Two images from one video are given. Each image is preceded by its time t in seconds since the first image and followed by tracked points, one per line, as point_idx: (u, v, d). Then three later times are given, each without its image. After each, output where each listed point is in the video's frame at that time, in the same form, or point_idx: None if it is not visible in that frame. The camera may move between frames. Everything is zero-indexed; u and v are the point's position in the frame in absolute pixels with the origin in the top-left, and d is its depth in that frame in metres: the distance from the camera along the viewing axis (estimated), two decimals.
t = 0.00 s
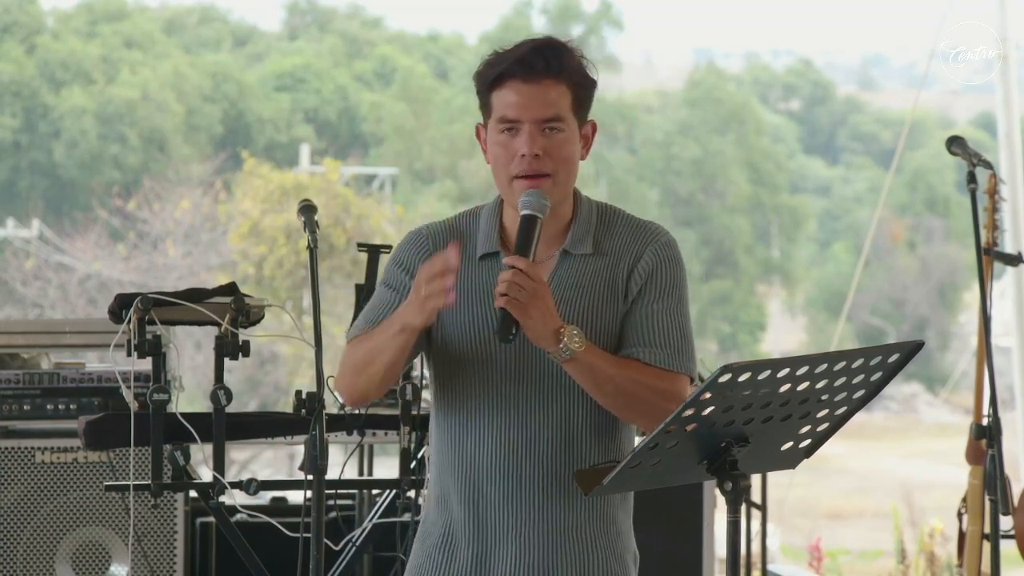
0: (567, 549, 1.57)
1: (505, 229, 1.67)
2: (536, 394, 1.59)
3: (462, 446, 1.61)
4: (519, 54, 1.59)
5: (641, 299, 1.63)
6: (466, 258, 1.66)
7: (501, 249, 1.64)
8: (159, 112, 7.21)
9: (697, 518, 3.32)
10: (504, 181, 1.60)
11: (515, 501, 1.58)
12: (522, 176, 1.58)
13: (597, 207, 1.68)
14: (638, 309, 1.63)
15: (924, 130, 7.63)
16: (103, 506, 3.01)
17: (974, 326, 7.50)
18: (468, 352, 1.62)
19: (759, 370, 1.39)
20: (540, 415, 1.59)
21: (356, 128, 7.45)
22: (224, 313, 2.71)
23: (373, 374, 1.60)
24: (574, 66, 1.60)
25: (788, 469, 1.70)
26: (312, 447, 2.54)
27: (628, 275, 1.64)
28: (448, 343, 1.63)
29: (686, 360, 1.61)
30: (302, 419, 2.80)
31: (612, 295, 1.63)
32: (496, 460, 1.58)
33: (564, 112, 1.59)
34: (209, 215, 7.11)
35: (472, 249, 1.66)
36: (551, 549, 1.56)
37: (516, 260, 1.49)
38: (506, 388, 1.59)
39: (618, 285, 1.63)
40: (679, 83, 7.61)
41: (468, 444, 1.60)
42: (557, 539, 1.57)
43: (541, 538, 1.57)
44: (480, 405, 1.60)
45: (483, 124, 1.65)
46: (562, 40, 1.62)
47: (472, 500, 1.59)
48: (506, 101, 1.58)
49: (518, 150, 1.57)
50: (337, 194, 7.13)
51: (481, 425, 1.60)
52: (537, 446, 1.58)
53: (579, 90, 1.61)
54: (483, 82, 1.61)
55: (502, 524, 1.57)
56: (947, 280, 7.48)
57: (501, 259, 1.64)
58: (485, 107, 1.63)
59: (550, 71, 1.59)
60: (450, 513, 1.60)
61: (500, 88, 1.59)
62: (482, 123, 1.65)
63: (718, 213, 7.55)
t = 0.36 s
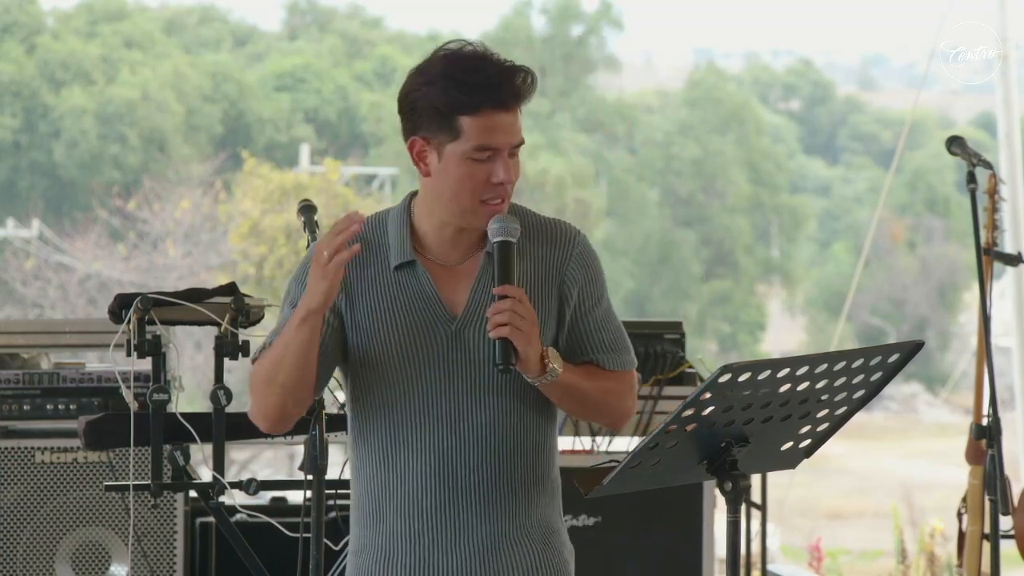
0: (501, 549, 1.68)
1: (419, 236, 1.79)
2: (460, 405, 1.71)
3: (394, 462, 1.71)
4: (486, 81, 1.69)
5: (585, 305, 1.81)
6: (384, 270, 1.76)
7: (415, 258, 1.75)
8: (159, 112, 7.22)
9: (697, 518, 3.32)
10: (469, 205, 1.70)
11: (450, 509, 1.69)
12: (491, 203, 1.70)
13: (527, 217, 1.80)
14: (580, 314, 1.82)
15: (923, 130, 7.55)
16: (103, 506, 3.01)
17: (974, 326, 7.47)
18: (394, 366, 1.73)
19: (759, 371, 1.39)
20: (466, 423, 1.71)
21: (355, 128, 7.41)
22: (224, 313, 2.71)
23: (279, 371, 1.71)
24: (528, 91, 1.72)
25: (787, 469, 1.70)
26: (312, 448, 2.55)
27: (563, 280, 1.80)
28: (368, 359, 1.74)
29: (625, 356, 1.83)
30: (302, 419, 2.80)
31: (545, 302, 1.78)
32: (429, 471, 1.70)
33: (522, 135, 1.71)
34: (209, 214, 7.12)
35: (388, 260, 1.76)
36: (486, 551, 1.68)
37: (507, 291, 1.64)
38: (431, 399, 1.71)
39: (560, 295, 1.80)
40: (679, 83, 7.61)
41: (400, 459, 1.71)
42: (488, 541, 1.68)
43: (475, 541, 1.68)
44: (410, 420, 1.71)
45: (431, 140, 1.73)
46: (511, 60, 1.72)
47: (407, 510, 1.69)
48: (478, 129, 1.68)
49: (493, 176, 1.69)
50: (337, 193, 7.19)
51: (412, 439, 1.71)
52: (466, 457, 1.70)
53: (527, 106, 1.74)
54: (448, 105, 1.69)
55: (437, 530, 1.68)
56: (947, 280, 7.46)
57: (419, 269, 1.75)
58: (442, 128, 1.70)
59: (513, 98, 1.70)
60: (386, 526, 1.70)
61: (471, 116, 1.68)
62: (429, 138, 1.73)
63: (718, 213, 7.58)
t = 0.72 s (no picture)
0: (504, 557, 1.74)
1: (408, 244, 1.81)
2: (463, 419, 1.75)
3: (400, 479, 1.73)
4: (481, 88, 1.70)
5: (552, 309, 1.96)
6: (384, 282, 1.75)
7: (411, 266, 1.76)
8: (159, 112, 7.22)
9: (698, 516, 3.32)
10: (465, 212, 1.74)
11: (458, 521, 1.73)
12: (484, 208, 1.75)
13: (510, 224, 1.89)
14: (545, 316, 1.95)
15: (924, 130, 7.58)
16: (103, 506, 3.01)
17: (974, 326, 7.48)
18: (402, 382, 1.73)
19: (759, 371, 1.39)
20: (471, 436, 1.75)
21: (356, 128, 7.42)
22: (224, 314, 2.71)
23: (314, 458, 1.68)
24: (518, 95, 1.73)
25: (787, 468, 1.70)
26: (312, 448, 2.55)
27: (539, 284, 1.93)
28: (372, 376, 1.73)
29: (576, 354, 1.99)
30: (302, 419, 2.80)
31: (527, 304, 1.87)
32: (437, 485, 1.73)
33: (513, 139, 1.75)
34: (209, 215, 7.14)
35: (384, 271, 1.75)
36: (492, 559, 1.73)
37: (515, 301, 1.73)
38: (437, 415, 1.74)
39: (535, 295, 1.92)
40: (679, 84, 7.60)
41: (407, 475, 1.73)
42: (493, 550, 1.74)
43: (483, 551, 1.73)
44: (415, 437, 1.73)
45: (424, 145, 1.73)
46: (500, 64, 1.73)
47: (415, 523, 1.72)
48: (473, 137, 1.71)
49: (489, 183, 1.73)
50: (337, 193, 7.19)
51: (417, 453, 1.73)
52: (470, 469, 1.75)
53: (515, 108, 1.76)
54: (443, 114, 1.70)
55: (447, 544, 1.72)
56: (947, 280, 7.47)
57: (418, 277, 1.76)
58: (437, 135, 1.71)
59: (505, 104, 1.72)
60: (391, 539, 1.72)
61: (467, 124, 1.70)
62: (422, 145, 1.73)
63: (718, 213, 7.59)
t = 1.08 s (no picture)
0: (522, 555, 1.75)
1: (432, 241, 1.80)
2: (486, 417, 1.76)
3: (424, 474, 1.73)
4: (500, 86, 1.70)
5: (569, 304, 1.96)
6: (410, 279, 1.74)
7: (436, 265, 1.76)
8: (159, 112, 7.22)
9: (697, 517, 3.32)
10: (484, 210, 1.74)
11: (481, 520, 1.73)
12: (502, 207, 1.74)
13: (528, 219, 1.89)
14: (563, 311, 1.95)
15: (924, 130, 7.58)
16: (103, 506, 3.02)
17: (974, 326, 7.49)
18: (430, 380, 1.73)
19: (759, 371, 1.39)
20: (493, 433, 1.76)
21: (355, 128, 7.43)
22: (224, 314, 2.71)
23: (362, 452, 1.64)
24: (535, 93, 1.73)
25: (788, 469, 1.71)
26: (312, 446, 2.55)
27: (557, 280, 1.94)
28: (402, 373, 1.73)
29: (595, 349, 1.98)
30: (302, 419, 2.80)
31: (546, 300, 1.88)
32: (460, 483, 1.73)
33: (531, 139, 1.75)
34: (209, 215, 7.13)
35: (410, 270, 1.75)
36: (511, 558, 1.73)
37: (532, 300, 1.73)
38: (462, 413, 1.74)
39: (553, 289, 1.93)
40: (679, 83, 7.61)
41: (431, 473, 1.73)
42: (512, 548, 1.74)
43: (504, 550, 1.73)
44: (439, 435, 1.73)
45: (444, 143, 1.73)
46: (518, 62, 1.73)
47: (437, 522, 1.72)
48: (492, 135, 1.70)
49: (506, 181, 1.72)
50: (337, 193, 7.18)
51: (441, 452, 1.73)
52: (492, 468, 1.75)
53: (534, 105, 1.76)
54: (465, 110, 1.69)
55: (468, 539, 1.72)
56: (947, 280, 7.47)
57: (443, 275, 1.76)
58: (457, 132, 1.71)
59: (524, 102, 1.73)
60: (413, 538, 1.71)
61: (487, 122, 1.70)
62: (441, 142, 1.73)
63: (718, 213, 7.58)
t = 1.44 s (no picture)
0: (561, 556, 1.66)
1: (484, 235, 1.74)
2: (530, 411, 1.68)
3: (463, 463, 1.66)
4: (559, 86, 1.64)
5: (630, 308, 1.85)
6: (456, 269, 1.70)
7: (485, 257, 1.70)
8: (159, 112, 7.22)
9: (697, 516, 3.33)
10: (532, 207, 1.67)
11: (519, 514, 1.66)
12: (552, 206, 1.67)
13: (591, 221, 1.80)
14: (626, 315, 1.84)
15: (924, 130, 7.59)
16: (103, 506, 3.02)
17: (974, 326, 7.49)
18: (472, 374, 1.67)
19: (759, 370, 1.39)
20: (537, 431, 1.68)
21: (356, 128, 7.44)
22: (224, 314, 2.71)
23: (391, 440, 1.62)
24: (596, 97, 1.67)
25: (788, 468, 1.71)
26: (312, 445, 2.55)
27: (616, 282, 1.82)
28: (444, 365, 1.68)
29: (660, 357, 1.86)
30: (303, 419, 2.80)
31: (601, 303, 1.77)
32: (498, 473, 1.66)
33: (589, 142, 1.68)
34: (209, 214, 7.12)
35: (458, 259, 1.70)
36: (548, 558, 1.65)
37: (576, 297, 1.63)
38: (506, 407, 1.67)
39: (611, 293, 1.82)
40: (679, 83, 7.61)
41: (470, 463, 1.66)
42: (548, 546, 1.66)
43: (540, 546, 1.65)
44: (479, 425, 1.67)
45: (498, 138, 1.67)
46: (582, 65, 1.67)
47: (472, 513, 1.65)
48: (547, 134, 1.64)
49: (558, 181, 1.65)
50: (337, 193, 7.17)
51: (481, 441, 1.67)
52: (532, 462, 1.68)
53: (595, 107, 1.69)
54: (520, 107, 1.64)
55: (504, 533, 1.65)
56: (947, 280, 7.47)
57: (492, 267, 1.70)
58: (512, 128, 1.65)
59: (584, 105, 1.66)
60: (447, 526, 1.65)
61: (542, 121, 1.64)
62: (496, 137, 1.67)
63: (718, 213, 7.56)
